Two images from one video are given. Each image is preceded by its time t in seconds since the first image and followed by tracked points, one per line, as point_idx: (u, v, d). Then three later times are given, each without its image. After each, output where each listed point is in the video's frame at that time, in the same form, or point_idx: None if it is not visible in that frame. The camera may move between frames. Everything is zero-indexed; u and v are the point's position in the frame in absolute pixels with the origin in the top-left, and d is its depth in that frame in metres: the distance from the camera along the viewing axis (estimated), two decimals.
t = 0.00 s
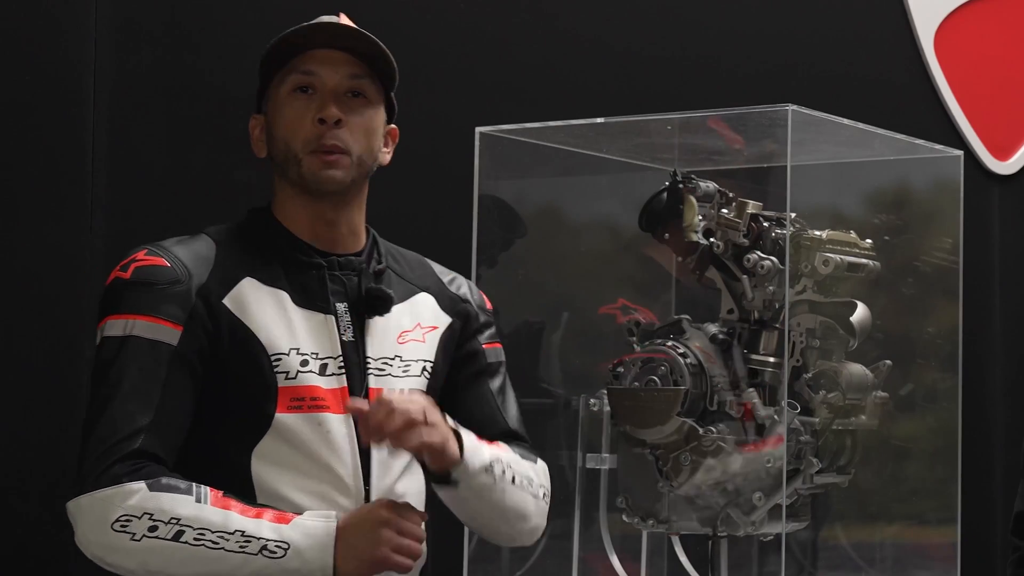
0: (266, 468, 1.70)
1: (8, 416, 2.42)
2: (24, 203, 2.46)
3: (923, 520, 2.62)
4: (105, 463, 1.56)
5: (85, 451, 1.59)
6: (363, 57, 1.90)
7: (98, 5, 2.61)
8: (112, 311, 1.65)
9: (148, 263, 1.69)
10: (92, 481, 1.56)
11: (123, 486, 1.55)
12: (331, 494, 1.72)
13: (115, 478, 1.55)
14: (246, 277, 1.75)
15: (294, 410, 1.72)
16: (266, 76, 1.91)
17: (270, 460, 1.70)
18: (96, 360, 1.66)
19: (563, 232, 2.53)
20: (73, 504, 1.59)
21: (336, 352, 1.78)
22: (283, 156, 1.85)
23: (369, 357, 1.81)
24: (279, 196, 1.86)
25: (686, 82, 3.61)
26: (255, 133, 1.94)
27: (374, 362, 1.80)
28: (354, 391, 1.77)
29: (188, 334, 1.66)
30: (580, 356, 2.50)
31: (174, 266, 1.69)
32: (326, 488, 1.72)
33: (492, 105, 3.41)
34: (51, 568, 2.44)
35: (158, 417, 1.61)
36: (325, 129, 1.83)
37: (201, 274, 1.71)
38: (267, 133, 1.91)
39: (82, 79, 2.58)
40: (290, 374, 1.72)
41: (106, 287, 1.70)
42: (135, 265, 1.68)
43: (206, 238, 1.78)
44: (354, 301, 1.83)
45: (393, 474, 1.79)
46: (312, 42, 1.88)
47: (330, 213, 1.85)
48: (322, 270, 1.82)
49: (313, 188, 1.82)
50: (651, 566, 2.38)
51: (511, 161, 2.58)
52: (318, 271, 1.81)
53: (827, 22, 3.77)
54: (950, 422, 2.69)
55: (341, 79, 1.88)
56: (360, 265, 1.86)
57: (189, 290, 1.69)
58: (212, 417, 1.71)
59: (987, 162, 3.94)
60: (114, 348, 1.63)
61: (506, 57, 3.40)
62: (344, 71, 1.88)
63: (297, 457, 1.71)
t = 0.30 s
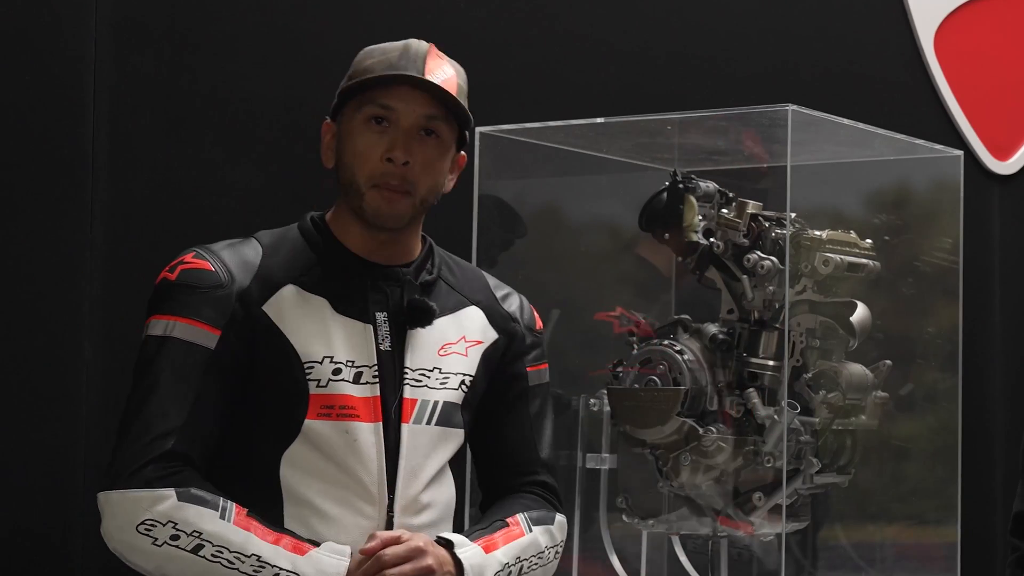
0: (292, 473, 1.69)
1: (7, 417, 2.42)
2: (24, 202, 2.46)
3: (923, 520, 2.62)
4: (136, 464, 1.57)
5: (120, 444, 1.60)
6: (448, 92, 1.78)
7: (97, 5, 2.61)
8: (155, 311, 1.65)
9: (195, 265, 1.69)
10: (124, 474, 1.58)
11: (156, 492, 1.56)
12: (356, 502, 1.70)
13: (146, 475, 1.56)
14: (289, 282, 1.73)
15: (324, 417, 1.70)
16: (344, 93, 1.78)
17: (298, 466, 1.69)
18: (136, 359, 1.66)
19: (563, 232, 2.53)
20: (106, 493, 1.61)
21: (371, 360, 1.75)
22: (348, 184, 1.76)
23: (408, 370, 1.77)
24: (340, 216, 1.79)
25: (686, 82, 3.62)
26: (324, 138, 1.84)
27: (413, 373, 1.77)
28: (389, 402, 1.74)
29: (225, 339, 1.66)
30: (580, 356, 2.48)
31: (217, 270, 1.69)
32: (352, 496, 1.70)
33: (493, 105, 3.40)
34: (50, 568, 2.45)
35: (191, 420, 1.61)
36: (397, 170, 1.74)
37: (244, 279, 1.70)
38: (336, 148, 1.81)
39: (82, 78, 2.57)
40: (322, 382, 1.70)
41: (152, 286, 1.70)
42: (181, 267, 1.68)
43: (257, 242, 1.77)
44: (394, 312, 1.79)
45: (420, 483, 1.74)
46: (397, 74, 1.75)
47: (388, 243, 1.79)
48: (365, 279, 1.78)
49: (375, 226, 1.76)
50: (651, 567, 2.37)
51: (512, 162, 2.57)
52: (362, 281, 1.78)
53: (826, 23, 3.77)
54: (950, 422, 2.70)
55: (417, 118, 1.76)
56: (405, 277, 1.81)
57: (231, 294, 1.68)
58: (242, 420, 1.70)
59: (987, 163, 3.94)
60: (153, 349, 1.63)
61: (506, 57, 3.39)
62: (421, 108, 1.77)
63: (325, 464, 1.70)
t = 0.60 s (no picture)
0: (296, 477, 1.69)
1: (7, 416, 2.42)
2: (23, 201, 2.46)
3: (923, 519, 2.62)
4: (146, 467, 1.58)
5: (130, 448, 1.62)
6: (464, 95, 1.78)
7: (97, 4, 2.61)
8: (165, 315, 1.66)
9: (204, 268, 1.69)
10: (136, 478, 1.59)
11: (167, 495, 1.57)
12: (359, 505, 1.70)
13: (156, 478, 1.57)
14: (299, 286, 1.73)
15: (328, 420, 1.70)
16: (360, 98, 1.78)
17: (301, 470, 1.69)
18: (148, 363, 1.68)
19: (563, 232, 2.53)
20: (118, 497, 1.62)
21: (377, 365, 1.74)
22: (364, 188, 1.76)
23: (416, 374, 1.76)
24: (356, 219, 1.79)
25: (686, 82, 3.62)
26: (339, 142, 1.84)
27: (422, 377, 1.77)
28: (393, 407, 1.74)
29: (235, 341, 1.66)
30: (580, 358, 2.46)
31: (225, 273, 1.69)
32: (355, 498, 1.70)
33: (493, 105, 3.40)
34: (49, 568, 2.45)
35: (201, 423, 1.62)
36: (413, 173, 1.74)
37: (253, 281, 1.70)
38: (351, 153, 1.81)
39: (82, 77, 2.57)
40: (327, 386, 1.70)
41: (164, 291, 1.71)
42: (190, 270, 1.69)
43: (269, 245, 1.78)
44: (403, 316, 1.79)
45: (424, 486, 1.74)
46: (414, 77, 1.75)
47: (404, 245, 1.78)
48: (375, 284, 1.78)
49: (390, 229, 1.75)
50: (652, 567, 2.37)
51: (512, 161, 2.58)
52: (370, 286, 1.77)
53: (826, 23, 3.77)
54: (950, 421, 2.70)
55: (433, 121, 1.76)
56: (415, 282, 1.80)
57: (240, 297, 1.68)
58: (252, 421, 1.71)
59: (987, 162, 3.94)
60: (163, 353, 1.64)
61: (506, 57, 3.39)
62: (436, 111, 1.77)
63: (328, 468, 1.70)
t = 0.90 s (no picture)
0: (305, 480, 1.69)
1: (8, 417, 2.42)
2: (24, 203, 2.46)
3: (923, 519, 2.62)
4: (157, 481, 1.58)
5: (138, 462, 1.61)
6: (490, 107, 1.82)
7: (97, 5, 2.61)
8: (163, 327, 1.66)
9: (197, 277, 1.69)
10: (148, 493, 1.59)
11: (179, 505, 1.57)
12: (371, 505, 1.70)
13: (168, 490, 1.58)
14: (295, 290, 1.73)
15: (335, 423, 1.70)
16: (383, 98, 1.75)
17: (311, 473, 1.69)
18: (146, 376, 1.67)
19: (563, 232, 2.53)
20: (130, 513, 1.62)
21: (378, 365, 1.75)
22: (385, 193, 1.75)
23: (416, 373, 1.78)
24: (361, 219, 1.78)
25: (686, 82, 3.61)
26: (346, 134, 1.79)
27: (419, 375, 1.78)
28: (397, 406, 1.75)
29: (236, 348, 1.66)
30: (580, 357, 2.47)
31: (221, 281, 1.69)
32: (365, 497, 1.70)
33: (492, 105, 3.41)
34: (49, 568, 2.45)
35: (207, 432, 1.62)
36: (441, 182, 1.76)
37: (250, 288, 1.70)
38: (367, 150, 1.78)
39: (82, 78, 2.57)
40: (332, 389, 1.70)
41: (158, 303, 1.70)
42: (186, 280, 1.68)
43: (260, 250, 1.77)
44: (398, 316, 1.79)
45: (431, 484, 1.75)
46: (445, 87, 1.75)
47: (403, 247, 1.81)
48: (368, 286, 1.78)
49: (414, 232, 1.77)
50: (651, 566, 2.36)
51: (512, 161, 2.57)
52: (364, 286, 1.78)
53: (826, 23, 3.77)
54: (950, 422, 2.70)
55: (465, 132, 1.78)
56: (409, 281, 1.82)
57: (238, 303, 1.68)
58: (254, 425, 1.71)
59: (987, 162, 3.94)
60: (164, 365, 1.64)
61: (506, 57, 3.39)
62: (467, 123, 1.79)
63: (337, 469, 1.70)
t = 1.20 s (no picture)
0: (325, 471, 1.80)
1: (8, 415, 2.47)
2: (24, 200, 2.50)
3: (923, 519, 2.62)
4: (215, 471, 1.57)
5: (182, 450, 1.58)
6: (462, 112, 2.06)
7: (97, 6, 2.64)
8: (202, 313, 1.63)
9: (233, 264, 1.68)
10: (202, 480, 1.57)
11: (242, 498, 1.59)
12: (382, 498, 1.86)
13: (228, 480, 1.57)
14: (316, 281, 1.80)
15: (358, 415, 1.82)
16: (426, 102, 1.88)
17: (330, 463, 1.81)
18: (176, 361, 1.63)
19: (563, 232, 2.53)
20: (174, 503, 1.58)
21: (384, 358, 1.91)
22: (411, 193, 1.92)
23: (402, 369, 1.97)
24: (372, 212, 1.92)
25: (686, 83, 3.62)
26: (378, 130, 1.87)
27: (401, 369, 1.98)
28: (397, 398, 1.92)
29: (274, 337, 1.68)
30: (576, 353, 2.50)
31: (258, 269, 1.70)
32: (378, 491, 1.85)
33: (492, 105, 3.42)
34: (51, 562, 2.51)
35: (255, 421, 1.63)
36: (451, 185, 1.97)
37: (283, 278, 1.73)
38: (401, 152, 1.90)
39: (82, 80, 2.61)
40: (357, 381, 1.83)
41: (182, 287, 1.66)
42: (222, 266, 1.67)
43: (272, 239, 1.80)
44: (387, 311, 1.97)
45: (419, 480, 1.96)
46: (470, 99, 1.95)
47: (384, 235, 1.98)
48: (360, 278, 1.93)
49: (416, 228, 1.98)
50: (651, 566, 2.38)
51: (511, 161, 2.59)
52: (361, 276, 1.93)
53: (825, 24, 3.78)
54: (950, 422, 2.70)
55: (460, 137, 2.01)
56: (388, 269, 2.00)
57: (275, 291, 1.70)
58: (282, 413, 1.77)
59: (986, 162, 3.94)
60: (208, 351, 1.61)
61: (507, 56, 3.39)
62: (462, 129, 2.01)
63: (355, 462, 1.83)
